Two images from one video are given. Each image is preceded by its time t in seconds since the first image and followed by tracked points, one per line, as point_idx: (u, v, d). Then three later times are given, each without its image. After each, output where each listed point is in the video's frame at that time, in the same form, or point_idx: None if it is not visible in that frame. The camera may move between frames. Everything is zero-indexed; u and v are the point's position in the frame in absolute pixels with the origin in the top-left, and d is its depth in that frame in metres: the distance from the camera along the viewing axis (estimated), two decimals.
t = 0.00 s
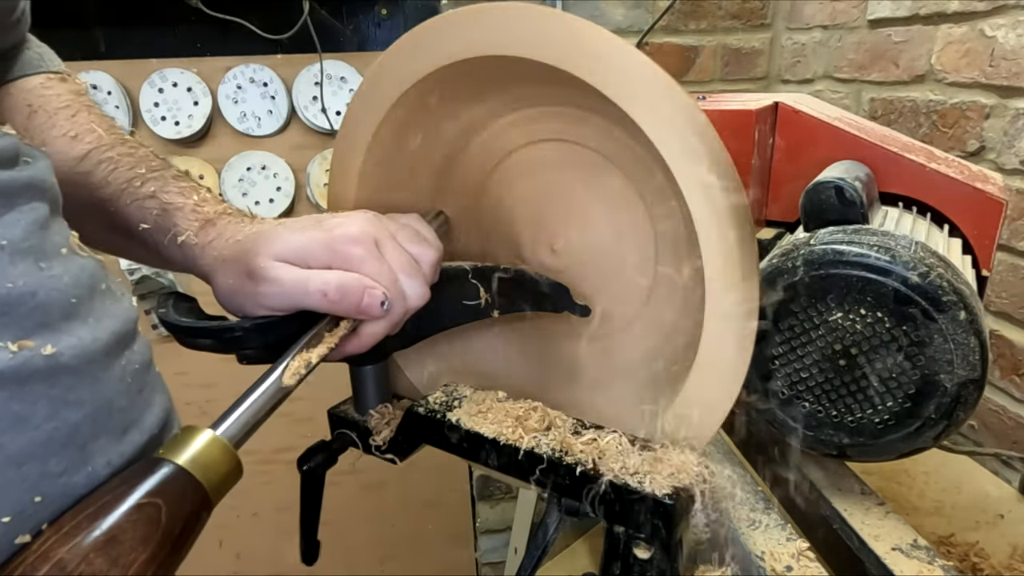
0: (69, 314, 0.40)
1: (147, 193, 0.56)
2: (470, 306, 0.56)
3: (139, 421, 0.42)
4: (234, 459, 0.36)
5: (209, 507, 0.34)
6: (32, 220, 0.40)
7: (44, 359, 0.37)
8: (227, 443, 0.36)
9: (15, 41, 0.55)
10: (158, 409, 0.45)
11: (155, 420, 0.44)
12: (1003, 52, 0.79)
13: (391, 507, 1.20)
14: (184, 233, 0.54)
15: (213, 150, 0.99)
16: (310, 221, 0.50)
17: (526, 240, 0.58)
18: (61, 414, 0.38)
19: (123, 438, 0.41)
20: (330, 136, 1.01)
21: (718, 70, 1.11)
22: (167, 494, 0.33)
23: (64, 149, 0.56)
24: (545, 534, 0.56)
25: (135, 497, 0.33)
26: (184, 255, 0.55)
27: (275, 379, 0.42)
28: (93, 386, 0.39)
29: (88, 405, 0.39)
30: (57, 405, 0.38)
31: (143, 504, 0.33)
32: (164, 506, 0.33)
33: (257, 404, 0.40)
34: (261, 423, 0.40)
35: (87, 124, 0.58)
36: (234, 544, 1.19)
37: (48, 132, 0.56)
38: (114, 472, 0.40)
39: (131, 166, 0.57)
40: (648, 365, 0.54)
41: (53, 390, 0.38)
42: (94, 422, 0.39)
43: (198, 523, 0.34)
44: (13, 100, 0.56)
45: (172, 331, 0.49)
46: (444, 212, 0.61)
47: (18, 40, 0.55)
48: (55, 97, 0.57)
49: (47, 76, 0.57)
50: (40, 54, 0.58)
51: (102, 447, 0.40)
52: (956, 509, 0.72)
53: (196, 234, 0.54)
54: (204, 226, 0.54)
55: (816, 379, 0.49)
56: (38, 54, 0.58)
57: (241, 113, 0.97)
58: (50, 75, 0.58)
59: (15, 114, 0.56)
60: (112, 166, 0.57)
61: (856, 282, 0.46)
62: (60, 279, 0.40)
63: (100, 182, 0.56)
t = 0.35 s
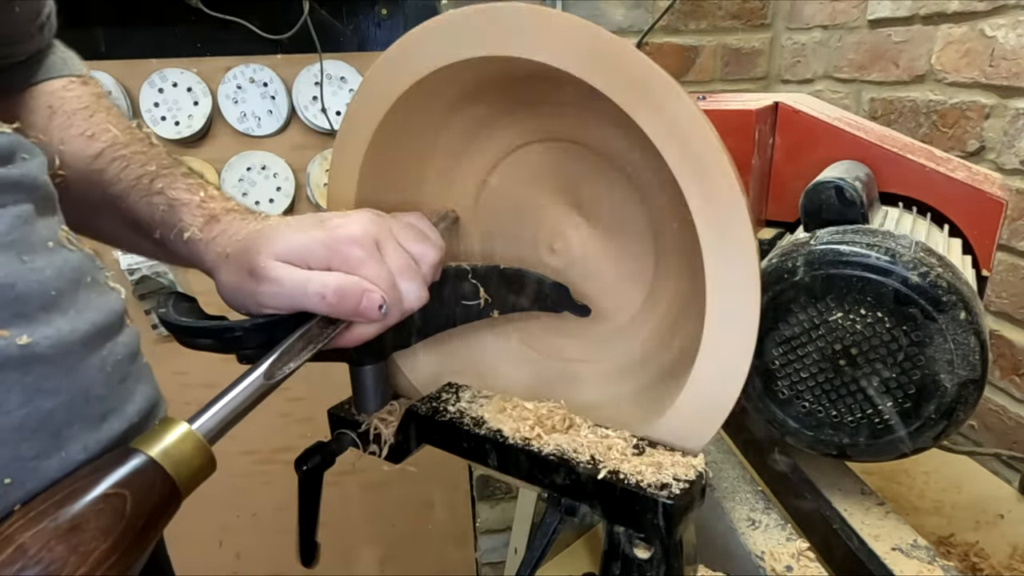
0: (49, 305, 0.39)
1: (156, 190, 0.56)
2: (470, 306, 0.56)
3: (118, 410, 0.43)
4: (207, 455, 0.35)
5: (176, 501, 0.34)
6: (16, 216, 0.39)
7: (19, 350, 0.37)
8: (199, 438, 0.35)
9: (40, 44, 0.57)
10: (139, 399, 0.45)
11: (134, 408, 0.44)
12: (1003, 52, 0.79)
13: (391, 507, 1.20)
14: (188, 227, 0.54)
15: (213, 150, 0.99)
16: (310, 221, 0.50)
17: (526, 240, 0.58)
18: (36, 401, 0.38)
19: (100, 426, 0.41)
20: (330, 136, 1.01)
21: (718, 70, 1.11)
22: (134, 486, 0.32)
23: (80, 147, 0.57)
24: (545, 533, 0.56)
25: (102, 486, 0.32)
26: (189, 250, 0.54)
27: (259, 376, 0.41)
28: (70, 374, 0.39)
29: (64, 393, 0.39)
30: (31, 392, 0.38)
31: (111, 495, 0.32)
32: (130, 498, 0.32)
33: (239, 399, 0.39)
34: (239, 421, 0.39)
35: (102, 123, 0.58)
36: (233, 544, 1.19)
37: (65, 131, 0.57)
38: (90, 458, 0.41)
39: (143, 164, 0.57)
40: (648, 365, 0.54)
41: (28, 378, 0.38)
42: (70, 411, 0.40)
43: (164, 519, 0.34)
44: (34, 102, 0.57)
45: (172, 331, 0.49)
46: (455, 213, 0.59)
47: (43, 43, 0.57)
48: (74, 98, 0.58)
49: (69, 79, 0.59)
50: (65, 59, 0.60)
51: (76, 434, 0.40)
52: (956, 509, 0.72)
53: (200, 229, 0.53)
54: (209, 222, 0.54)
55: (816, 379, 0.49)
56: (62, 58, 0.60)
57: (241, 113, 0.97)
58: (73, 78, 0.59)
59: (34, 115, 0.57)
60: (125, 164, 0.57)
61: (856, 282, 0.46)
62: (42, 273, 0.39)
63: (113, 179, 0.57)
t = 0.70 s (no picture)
0: (113, 309, 0.32)
1: (183, 181, 0.55)
2: (470, 306, 0.56)
3: (195, 421, 0.35)
4: (285, 475, 0.30)
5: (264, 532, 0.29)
6: (73, 213, 0.34)
7: (92, 367, 0.30)
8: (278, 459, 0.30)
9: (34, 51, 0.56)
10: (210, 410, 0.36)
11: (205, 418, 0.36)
12: (1003, 53, 0.79)
13: (391, 507, 1.20)
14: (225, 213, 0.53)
15: (213, 150, 0.99)
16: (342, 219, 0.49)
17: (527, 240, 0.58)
18: (118, 422, 0.31)
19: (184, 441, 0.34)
20: (330, 136, 1.01)
21: (718, 70, 1.11)
22: (224, 516, 0.27)
23: (93, 147, 0.57)
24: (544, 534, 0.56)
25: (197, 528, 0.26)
26: (224, 237, 0.53)
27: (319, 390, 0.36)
28: (146, 387, 0.32)
29: (141, 409, 0.32)
30: (113, 413, 0.31)
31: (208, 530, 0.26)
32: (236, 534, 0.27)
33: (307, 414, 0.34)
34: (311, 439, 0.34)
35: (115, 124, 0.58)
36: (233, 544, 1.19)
37: (76, 136, 0.57)
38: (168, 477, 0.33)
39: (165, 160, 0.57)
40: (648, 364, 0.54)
41: (108, 397, 0.31)
42: (146, 429, 0.32)
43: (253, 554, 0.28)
44: (38, 107, 0.57)
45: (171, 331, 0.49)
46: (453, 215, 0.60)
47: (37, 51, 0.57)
48: (78, 103, 0.58)
49: (68, 84, 0.59)
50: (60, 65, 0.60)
51: (161, 452, 0.32)
52: (956, 508, 0.72)
53: (236, 215, 0.53)
54: (244, 210, 0.53)
55: (816, 379, 0.49)
56: (55, 65, 0.60)
57: (241, 113, 0.97)
58: (70, 83, 0.59)
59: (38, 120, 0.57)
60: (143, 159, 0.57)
61: (856, 282, 0.46)
62: (102, 276, 0.33)
63: (138, 176, 0.56)
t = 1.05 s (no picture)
0: (122, 351, 0.32)
1: (136, 179, 0.51)
2: (469, 311, 0.56)
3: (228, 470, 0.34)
4: (361, 504, 0.34)
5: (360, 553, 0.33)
6: (47, 240, 0.32)
7: (127, 418, 0.29)
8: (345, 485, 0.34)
9: None
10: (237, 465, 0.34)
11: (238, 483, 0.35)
12: (1004, 59, 0.79)
13: (392, 512, 1.20)
14: (193, 214, 0.50)
15: (216, 154, 0.99)
16: (330, 235, 0.48)
17: (527, 244, 0.58)
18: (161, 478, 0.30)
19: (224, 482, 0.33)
20: (333, 141, 1.01)
21: (719, 76, 1.11)
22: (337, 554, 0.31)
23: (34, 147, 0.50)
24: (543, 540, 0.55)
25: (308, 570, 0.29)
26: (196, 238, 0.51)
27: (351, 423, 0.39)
28: (185, 438, 0.31)
29: (182, 462, 0.31)
30: (156, 468, 0.30)
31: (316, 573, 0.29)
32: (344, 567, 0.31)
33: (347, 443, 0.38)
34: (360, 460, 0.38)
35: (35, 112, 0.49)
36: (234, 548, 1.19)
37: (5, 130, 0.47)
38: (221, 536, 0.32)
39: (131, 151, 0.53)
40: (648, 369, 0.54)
41: (147, 451, 0.30)
42: (192, 485, 0.31)
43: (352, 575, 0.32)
44: None
45: (172, 335, 0.50)
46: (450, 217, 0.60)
47: None
48: None
49: None
50: None
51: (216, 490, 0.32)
52: (958, 515, 0.71)
53: (204, 215, 0.50)
54: (212, 206, 0.50)
55: (816, 385, 0.48)
56: None
57: (244, 117, 0.97)
58: None
59: None
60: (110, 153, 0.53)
61: (857, 287, 0.46)
62: (100, 310, 0.32)
63: (80, 173, 0.51)
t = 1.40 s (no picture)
0: (121, 333, 0.31)
1: (167, 175, 0.53)
2: (466, 307, 0.55)
3: (215, 454, 0.32)
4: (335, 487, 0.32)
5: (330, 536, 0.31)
6: (62, 232, 0.31)
7: (115, 391, 0.29)
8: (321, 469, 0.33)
9: None
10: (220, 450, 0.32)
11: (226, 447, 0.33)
12: (999, 53, 0.79)
13: (389, 507, 1.20)
14: (222, 212, 0.52)
15: (210, 150, 0.99)
16: (352, 227, 0.48)
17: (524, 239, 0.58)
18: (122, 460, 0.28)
19: (209, 472, 0.31)
20: (328, 135, 1.01)
21: (715, 70, 1.11)
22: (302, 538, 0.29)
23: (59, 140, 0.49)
24: (540, 534, 0.55)
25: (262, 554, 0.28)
26: (219, 234, 0.52)
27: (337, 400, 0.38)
28: (164, 413, 0.30)
29: (168, 433, 0.30)
30: (111, 451, 0.28)
31: (275, 550, 0.28)
32: (310, 548, 0.29)
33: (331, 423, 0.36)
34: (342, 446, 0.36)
35: (79, 111, 0.51)
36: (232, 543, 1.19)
37: (37, 126, 0.48)
38: (206, 509, 0.30)
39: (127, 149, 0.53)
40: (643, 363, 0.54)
41: (110, 431, 0.29)
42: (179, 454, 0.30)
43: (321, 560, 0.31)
44: None
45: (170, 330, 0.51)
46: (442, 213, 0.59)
47: None
48: (31, 88, 0.48)
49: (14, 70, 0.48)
50: None
51: (191, 480, 0.30)
52: (952, 507, 0.72)
53: (230, 212, 0.52)
54: (238, 204, 0.52)
55: (812, 379, 0.49)
56: None
57: (238, 113, 0.97)
58: (15, 68, 0.48)
59: None
60: (120, 152, 0.52)
61: (852, 281, 0.46)
62: (106, 299, 0.31)
63: (111, 170, 0.52)
